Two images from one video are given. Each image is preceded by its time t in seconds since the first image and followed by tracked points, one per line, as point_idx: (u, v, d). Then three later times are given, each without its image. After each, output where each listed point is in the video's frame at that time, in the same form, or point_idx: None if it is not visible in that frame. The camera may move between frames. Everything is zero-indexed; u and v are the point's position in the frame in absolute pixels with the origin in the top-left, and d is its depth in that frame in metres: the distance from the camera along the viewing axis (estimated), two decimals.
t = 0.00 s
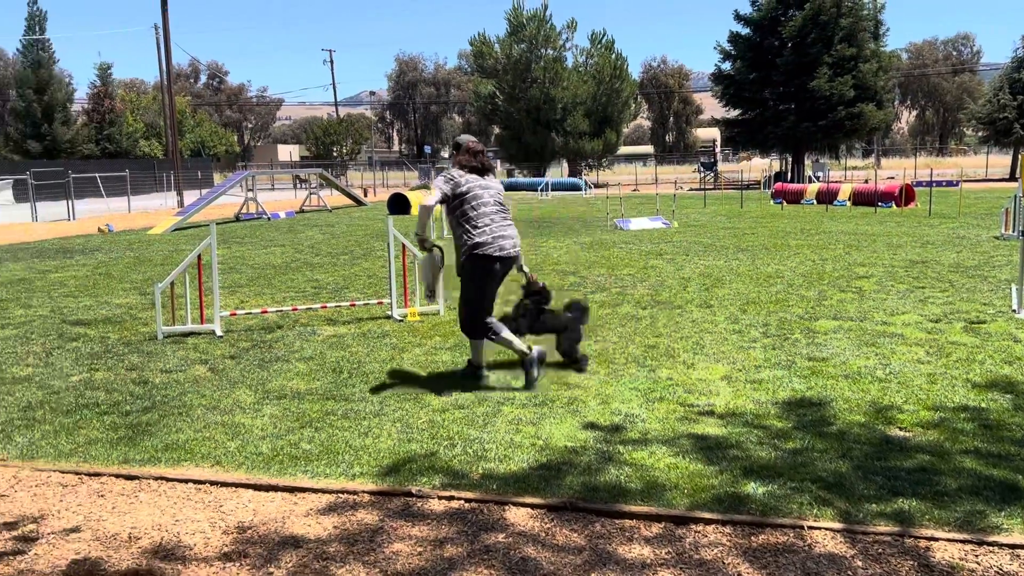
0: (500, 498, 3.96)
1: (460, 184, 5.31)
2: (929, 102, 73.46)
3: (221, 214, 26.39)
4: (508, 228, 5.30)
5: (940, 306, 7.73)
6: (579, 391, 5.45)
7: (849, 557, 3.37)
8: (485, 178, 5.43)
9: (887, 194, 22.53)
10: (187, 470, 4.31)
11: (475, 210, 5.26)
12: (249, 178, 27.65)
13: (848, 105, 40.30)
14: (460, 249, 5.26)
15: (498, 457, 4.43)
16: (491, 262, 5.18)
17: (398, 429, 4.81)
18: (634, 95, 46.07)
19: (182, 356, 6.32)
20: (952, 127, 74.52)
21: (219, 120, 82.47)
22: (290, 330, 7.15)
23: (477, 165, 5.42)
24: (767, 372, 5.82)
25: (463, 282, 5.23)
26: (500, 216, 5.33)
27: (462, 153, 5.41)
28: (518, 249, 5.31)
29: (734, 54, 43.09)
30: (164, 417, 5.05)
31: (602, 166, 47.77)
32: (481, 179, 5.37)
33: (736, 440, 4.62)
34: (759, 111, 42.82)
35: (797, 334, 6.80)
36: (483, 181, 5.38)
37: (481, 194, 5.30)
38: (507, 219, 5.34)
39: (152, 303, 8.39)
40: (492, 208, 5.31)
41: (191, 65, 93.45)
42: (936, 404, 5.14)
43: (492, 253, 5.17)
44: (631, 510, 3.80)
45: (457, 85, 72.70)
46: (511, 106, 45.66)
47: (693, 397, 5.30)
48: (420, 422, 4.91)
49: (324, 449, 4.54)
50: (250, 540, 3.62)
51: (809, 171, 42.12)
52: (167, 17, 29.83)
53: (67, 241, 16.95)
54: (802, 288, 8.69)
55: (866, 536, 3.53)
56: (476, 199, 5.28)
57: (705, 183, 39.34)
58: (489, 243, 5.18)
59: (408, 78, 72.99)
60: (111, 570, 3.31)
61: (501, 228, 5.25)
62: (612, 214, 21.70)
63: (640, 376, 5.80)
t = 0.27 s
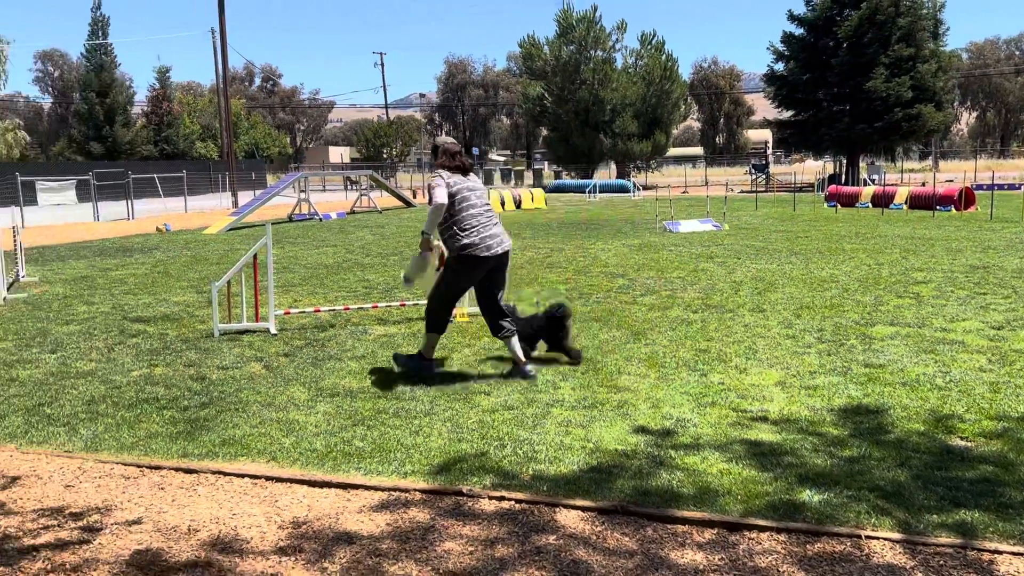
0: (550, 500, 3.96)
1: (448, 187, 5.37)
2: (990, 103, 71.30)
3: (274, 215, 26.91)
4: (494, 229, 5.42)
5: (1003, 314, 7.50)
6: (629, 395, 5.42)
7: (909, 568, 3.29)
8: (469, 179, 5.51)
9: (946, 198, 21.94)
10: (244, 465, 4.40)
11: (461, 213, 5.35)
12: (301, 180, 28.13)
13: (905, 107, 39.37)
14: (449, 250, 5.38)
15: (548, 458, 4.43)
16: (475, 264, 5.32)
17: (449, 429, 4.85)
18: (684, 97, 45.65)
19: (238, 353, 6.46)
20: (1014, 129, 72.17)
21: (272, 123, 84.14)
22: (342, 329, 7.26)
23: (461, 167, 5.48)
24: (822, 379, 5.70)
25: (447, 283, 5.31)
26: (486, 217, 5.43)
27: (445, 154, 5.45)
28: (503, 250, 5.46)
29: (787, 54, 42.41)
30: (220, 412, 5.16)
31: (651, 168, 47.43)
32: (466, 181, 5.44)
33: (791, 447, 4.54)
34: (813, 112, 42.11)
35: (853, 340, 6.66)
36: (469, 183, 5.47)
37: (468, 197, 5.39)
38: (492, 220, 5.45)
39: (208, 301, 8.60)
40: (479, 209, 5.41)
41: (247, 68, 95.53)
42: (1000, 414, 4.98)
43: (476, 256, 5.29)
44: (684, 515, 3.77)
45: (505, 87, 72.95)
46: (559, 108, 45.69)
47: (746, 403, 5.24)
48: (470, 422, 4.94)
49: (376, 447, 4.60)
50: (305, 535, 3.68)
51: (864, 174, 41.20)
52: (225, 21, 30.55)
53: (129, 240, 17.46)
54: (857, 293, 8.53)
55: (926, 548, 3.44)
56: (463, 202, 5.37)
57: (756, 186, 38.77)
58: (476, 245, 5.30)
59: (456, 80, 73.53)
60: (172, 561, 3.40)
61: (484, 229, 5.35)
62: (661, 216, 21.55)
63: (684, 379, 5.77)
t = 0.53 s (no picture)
0: (602, 501, 3.94)
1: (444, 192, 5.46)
2: None
3: (325, 215, 27.32)
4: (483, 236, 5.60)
5: None
6: (680, 398, 5.37)
7: None
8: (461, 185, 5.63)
9: (1009, 201, 21.24)
10: (298, 460, 4.48)
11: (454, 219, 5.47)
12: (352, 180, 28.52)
13: (966, 107, 38.26)
14: (439, 255, 5.49)
15: (599, 460, 4.41)
16: (468, 269, 5.47)
17: (499, 428, 4.86)
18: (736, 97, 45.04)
19: (292, 350, 6.59)
20: None
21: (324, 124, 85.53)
22: (393, 328, 7.35)
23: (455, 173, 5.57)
24: (880, 385, 5.57)
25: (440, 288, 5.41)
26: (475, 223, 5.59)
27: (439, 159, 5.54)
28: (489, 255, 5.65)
29: (843, 54, 41.53)
30: (275, 408, 5.26)
31: (702, 169, 46.88)
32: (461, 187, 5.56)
33: (847, 453, 4.45)
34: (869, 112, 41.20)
35: (912, 345, 6.49)
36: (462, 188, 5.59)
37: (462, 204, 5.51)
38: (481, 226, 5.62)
39: (264, 298, 8.79)
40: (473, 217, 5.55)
41: (300, 70, 97.19)
42: None
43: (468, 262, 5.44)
44: (737, 520, 3.72)
45: (554, 88, 72.91)
46: (609, 109, 45.55)
47: (800, 408, 5.15)
48: (520, 422, 4.95)
49: (427, 445, 4.64)
50: (358, 530, 3.73)
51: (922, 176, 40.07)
52: (280, 25, 31.16)
53: (187, 238, 17.92)
54: (916, 297, 8.31)
55: (990, 560, 3.34)
56: (458, 209, 5.48)
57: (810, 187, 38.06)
58: (468, 252, 5.44)
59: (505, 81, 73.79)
60: (230, 552, 3.47)
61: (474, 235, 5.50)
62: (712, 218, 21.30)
63: (732, 382, 5.71)
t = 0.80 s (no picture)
0: (649, 503, 3.91)
1: (436, 191, 5.62)
2: None
3: (373, 214, 27.65)
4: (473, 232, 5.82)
5: None
6: (729, 401, 5.30)
7: None
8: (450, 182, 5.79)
9: None
10: (347, 455, 4.53)
11: (450, 217, 5.63)
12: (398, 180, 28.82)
13: None
14: (430, 251, 5.64)
15: (646, 462, 4.38)
16: (461, 266, 5.66)
17: (545, 428, 4.85)
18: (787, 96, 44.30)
19: (341, 347, 6.67)
20: None
21: (372, 124, 86.59)
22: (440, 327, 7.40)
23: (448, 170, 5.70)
24: (936, 390, 5.41)
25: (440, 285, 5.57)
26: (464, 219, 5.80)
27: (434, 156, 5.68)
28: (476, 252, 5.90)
29: (898, 52, 40.50)
30: (324, 404, 5.34)
31: (751, 169, 46.18)
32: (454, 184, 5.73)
33: (902, 459, 4.34)
34: (926, 111, 40.16)
35: (969, 350, 6.30)
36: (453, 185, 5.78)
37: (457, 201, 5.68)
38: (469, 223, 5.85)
39: (313, 296, 8.92)
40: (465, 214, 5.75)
41: (350, 72, 98.48)
42: None
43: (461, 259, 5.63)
44: (788, 525, 3.65)
45: (601, 87, 72.62)
46: (656, 108, 45.41)
47: (854, 413, 5.03)
48: (567, 422, 4.94)
49: (474, 443, 4.65)
50: (407, 527, 3.75)
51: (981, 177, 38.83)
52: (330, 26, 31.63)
53: (240, 236, 18.30)
54: (975, 301, 8.07)
55: None
56: (452, 206, 5.64)
57: (863, 188, 37.20)
58: (460, 249, 5.63)
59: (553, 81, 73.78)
60: (280, 545, 3.53)
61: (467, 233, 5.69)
62: (762, 218, 20.98)
63: (780, 384, 5.62)
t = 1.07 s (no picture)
0: (691, 506, 3.86)
1: (428, 193, 5.72)
2: None
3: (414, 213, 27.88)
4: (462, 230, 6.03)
5: None
6: (774, 403, 5.21)
7: None
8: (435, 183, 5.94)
9: None
10: (388, 452, 4.57)
11: (445, 217, 5.77)
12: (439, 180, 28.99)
13: None
14: (423, 251, 5.73)
15: (689, 465, 4.33)
16: (459, 263, 5.82)
17: (586, 428, 4.83)
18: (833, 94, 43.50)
19: (382, 345, 6.73)
20: None
21: (414, 124, 87.30)
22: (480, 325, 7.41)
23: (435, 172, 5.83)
24: (989, 395, 5.25)
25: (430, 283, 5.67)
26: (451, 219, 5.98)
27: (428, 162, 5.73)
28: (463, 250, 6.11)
29: (950, 48, 39.53)
30: (366, 401, 5.39)
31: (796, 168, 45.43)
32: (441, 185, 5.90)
33: (954, 466, 4.23)
34: (978, 109, 39.22)
35: None
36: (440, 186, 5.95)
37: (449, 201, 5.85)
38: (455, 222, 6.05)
39: (355, 294, 9.02)
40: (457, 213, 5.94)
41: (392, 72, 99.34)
42: None
43: (460, 257, 5.79)
44: (835, 531, 3.58)
45: (643, 86, 72.19)
46: (699, 107, 44.70)
47: (903, 417, 4.92)
48: (608, 422, 4.91)
49: (514, 442, 4.65)
50: (447, 524, 3.77)
51: None
52: (374, 26, 31.96)
53: (284, 235, 18.58)
54: None
55: None
56: (444, 207, 5.79)
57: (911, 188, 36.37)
58: (453, 249, 5.76)
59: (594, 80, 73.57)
60: (323, 540, 3.57)
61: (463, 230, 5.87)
62: (807, 218, 20.64)
63: (825, 387, 5.53)
